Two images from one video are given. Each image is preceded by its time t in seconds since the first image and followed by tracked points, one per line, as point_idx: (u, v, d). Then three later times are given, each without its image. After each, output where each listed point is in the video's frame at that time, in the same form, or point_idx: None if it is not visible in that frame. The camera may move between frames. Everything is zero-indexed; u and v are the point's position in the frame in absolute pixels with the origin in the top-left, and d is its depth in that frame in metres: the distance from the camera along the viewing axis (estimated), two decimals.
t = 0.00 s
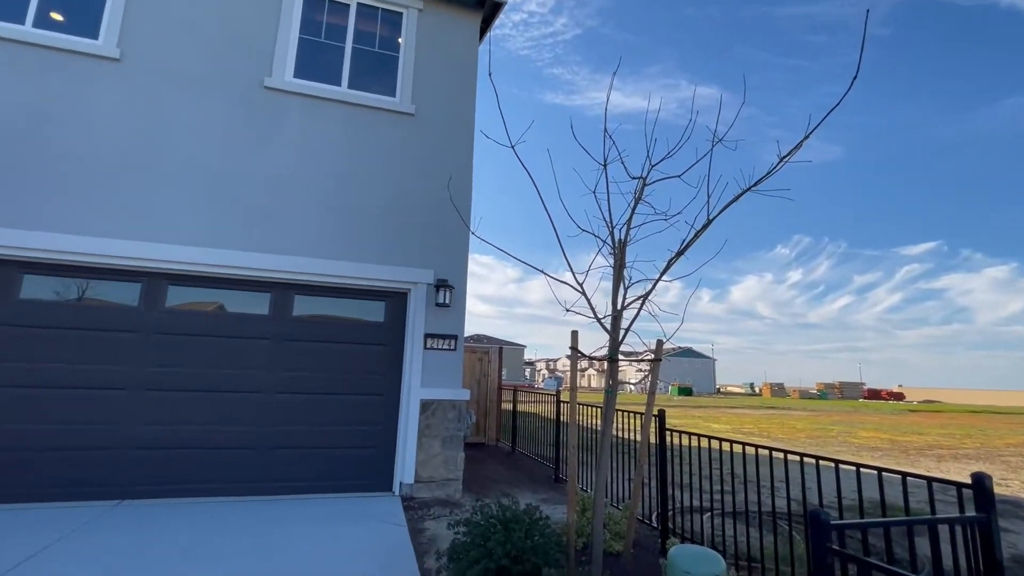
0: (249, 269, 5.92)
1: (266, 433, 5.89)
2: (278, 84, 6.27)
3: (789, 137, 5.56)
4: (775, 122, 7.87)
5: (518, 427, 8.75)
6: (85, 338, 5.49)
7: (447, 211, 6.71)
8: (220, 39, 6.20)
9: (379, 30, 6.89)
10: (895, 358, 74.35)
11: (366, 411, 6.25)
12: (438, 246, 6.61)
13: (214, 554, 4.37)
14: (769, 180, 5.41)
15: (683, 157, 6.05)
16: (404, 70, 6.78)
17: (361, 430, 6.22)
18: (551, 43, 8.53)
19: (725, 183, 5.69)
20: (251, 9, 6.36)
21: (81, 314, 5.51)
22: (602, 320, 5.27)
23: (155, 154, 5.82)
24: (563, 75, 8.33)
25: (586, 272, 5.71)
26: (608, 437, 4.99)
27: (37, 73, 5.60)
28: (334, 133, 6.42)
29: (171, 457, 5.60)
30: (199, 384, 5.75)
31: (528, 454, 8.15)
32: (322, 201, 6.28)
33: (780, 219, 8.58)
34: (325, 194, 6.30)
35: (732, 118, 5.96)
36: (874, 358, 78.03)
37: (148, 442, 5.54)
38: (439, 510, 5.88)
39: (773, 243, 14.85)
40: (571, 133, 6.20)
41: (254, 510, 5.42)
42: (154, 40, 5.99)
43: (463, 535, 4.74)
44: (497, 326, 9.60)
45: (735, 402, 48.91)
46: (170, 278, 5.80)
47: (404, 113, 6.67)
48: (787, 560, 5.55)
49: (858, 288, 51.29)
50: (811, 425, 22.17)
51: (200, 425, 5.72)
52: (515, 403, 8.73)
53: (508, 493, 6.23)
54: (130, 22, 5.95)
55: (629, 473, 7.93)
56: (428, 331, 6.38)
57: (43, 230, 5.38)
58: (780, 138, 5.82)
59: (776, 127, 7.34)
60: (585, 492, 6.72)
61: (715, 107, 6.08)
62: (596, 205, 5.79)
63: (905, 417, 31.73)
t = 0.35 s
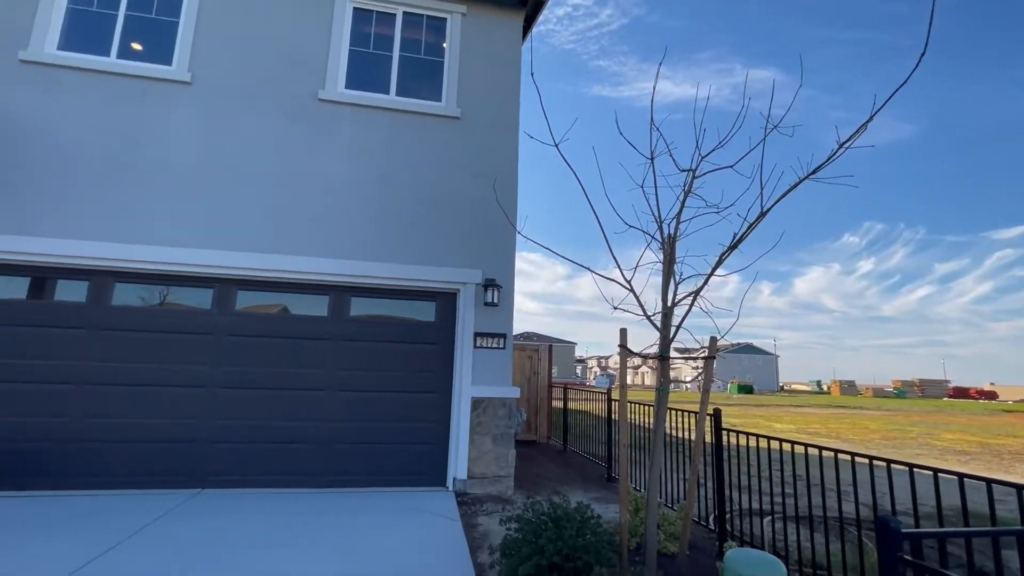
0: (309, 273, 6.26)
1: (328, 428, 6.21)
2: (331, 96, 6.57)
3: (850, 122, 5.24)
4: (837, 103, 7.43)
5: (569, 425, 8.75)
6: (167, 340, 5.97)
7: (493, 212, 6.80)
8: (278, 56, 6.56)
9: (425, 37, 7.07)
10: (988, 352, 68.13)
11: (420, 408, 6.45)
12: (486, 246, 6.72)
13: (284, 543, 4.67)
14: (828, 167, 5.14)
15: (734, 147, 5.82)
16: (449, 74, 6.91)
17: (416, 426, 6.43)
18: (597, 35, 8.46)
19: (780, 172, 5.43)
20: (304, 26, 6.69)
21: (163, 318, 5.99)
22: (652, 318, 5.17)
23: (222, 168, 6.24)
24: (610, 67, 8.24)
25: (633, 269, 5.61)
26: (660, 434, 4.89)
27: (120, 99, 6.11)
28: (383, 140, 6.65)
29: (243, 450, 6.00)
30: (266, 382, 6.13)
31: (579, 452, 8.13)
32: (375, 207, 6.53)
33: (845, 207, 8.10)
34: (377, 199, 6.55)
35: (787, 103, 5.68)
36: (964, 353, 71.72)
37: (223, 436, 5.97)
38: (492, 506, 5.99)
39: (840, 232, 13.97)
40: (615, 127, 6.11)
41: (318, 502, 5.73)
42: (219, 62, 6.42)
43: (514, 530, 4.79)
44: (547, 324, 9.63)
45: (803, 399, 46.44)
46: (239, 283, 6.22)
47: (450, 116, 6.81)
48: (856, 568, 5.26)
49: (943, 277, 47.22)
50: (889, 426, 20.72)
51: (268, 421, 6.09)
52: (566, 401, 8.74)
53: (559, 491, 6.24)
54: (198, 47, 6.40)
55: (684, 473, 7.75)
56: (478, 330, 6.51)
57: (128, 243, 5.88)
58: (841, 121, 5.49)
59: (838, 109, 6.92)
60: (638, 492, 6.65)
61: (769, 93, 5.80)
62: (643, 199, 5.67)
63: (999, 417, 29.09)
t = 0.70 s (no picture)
0: (357, 278, 6.49)
1: (378, 427, 6.43)
2: (375, 106, 6.77)
3: (912, 106, 4.91)
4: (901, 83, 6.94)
5: (615, 425, 8.66)
6: (229, 343, 6.34)
7: (534, 213, 6.84)
8: (324, 70, 6.81)
9: (463, 42, 7.15)
10: None
11: (465, 408, 6.57)
12: (527, 247, 6.77)
13: (338, 538, 4.87)
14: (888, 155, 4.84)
15: (784, 137, 5.56)
16: (488, 77, 6.97)
17: (461, 426, 6.56)
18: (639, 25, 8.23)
19: (833, 163, 5.16)
20: (348, 38, 6.91)
21: (226, 321, 6.37)
22: (697, 319, 5.03)
23: (276, 179, 6.57)
24: (652, 58, 8.03)
25: (677, 268, 5.47)
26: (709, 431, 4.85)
27: (182, 119, 6.52)
28: (426, 145, 6.81)
29: (300, 448, 6.30)
30: (319, 383, 6.41)
31: (626, 452, 8.05)
32: (419, 212, 6.71)
33: (911, 194, 7.58)
34: (421, 204, 6.72)
35: (841, 88, 5.37)
36: None
37: (281, 434, 6.29)
38: (537, 506, 6.04)
39: (904, 221, 13.09)
40: (656, 122, 5.97)
41: (370, 499, 5.95)
42: (271, 79, 6.74)
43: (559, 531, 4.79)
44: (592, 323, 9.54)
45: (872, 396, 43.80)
46: (292, 288, 6.53)
47: (489, 119, 6.88)
48: None
49: None
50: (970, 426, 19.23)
51: (322, 420, 6.37)
52: (611, 401, 8.66)
53: (605, 493, 6.22)
54: (251, 65, 6.74)
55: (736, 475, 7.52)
56: (520, 331, 6.56)
57: (193, 253, 6.27)
58: (901, 106, 5.15)
59: (901, 90, 6.48)
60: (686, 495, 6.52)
61: (821, 78, 5.50)
62: (687, 196, 5.51)
63: None
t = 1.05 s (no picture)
0: (405, 282, 6.69)
1: (427, 427, 6.61)
2: (418, 115, 6.96)
3: (982, 89, 4.54)
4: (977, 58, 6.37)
5: (665, 426, 8.51)
6: (287, 346, 6.69)
7: (575, 214, 6.86)
8: (370, 81, 7.05)
9: (503, 45, 7.22)
10: None
11: (513, 410, 6.65)
12: (570, 249, 6.79)
13: (389, 535, 5.04)
14: (958, 142, 4.50)
15: (839, 127, 5.25)
16: (528, 79, 7.02)
17: (507, 427, 6.64)
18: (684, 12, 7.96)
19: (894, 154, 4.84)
20: (392, 49, 7.12)
21: (284, 325, 6.73)
22: (747, 320, 4.83)
23: (327, 189, 6.86)
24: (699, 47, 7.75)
25: (725, 267, 5.26)
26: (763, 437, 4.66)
27: (241, 136, 6.93)
28: (468, 151, 6.95)
29: (353, 447, 6.57)
30: (371, 384, 6.66)
31: (676, 455, 7.92)
32: (464, 217, 6.84)
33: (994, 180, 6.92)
34: (464, 210, 6.86)
35: (903, 72, 5.01)
36: None
37: (335, 433, 6.59)
38: (585, 509, 6.04)
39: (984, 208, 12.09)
40: (701, 116, 5.78)
41: (421, 497, 6.13)
42: (320, 93, 7.04)
43: (605, 536, 4.74)
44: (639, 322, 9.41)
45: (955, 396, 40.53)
46: (344, 293, 6.82)
47: (529, 122, 6.95)
48: None
49: None
50: None
51: (374, 420, 6.62)
52: (660, 401, 8.51)
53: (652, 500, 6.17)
54: (302, 81, 7.07)
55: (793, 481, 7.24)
56: (564, 332, 6.59)
57: (254, 262, 6.67)
58: (973, 88, 4.75)
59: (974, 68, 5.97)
60: (739, 502, 6.35)
61: (879, 61, 5.15)
62: (736, 191, 5.29)
63: None
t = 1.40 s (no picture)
0: (450, 284, 6.83)
1: (473, 427, 6.73)
2: (459, 119, 7.11)
3: None
4: None
5: (716, 427, 8.33)
6: (340, 348, 6.99)
7: (618, 212, 6.84)
8: (411, 89, 7.26)
9: (541, 46, 7.30)
10: None
11: (558, 410, 6.67)
12: (614, 247, 6.79)
13: (437, 533, 5.17)
14: None
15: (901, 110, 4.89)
16: (567, 78, 7.09)
17: (553, 427, 6.66)
18: None
19: (963, 137, 4.50)
20: (434, 56, 7.31)
21: (337, 328, 7.03)
22: (801, 319, 4.58)
23: (374, 195, 7.11)
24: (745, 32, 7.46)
25: (776, 264, 5.00)
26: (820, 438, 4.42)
27: (293, 148, 7.28)
28: (510, 153, 7.05)
29: (403, 445, 6.79)
30: (419, 385, 6.85)
31: (729, 457, 7.73)
32: (506, 218, 6.92)
33: None
34: (507, 211, 6.94)
35: (970, 49, 4.67)
36: None
37: (386, 432, 6.82)
38: (633, 511, 5.98)
39: None
40: (746, 107, 5.54)
41: (468, 496, 6.24)
42: (365, 103, 7.30)
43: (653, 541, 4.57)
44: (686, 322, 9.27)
45: None
46: (391, 296, 7.04)
47: (569, 121, 7.02)
48: None
49: None
50: None
51: (422, 420, 6.80)
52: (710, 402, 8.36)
53: (701, 503, 6.08)
54: (348, 92, 7.35)
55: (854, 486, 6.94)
56: (608, 332, 6.59)
57: (308, 268, 7.01)
58: None
59: None
60: (796, 508, 6.15)
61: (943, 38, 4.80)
62: (787, 183, 5.03)
63: None
